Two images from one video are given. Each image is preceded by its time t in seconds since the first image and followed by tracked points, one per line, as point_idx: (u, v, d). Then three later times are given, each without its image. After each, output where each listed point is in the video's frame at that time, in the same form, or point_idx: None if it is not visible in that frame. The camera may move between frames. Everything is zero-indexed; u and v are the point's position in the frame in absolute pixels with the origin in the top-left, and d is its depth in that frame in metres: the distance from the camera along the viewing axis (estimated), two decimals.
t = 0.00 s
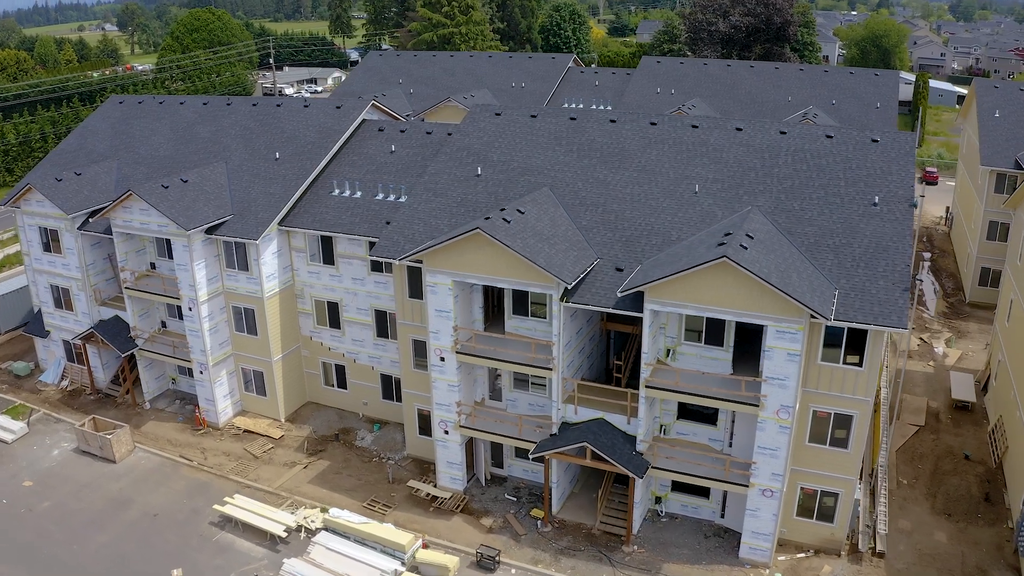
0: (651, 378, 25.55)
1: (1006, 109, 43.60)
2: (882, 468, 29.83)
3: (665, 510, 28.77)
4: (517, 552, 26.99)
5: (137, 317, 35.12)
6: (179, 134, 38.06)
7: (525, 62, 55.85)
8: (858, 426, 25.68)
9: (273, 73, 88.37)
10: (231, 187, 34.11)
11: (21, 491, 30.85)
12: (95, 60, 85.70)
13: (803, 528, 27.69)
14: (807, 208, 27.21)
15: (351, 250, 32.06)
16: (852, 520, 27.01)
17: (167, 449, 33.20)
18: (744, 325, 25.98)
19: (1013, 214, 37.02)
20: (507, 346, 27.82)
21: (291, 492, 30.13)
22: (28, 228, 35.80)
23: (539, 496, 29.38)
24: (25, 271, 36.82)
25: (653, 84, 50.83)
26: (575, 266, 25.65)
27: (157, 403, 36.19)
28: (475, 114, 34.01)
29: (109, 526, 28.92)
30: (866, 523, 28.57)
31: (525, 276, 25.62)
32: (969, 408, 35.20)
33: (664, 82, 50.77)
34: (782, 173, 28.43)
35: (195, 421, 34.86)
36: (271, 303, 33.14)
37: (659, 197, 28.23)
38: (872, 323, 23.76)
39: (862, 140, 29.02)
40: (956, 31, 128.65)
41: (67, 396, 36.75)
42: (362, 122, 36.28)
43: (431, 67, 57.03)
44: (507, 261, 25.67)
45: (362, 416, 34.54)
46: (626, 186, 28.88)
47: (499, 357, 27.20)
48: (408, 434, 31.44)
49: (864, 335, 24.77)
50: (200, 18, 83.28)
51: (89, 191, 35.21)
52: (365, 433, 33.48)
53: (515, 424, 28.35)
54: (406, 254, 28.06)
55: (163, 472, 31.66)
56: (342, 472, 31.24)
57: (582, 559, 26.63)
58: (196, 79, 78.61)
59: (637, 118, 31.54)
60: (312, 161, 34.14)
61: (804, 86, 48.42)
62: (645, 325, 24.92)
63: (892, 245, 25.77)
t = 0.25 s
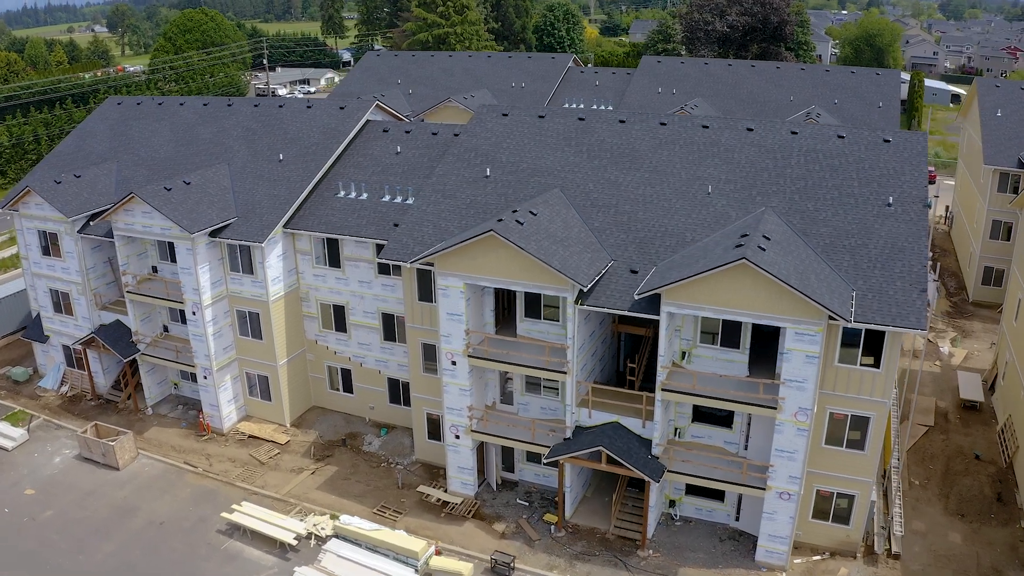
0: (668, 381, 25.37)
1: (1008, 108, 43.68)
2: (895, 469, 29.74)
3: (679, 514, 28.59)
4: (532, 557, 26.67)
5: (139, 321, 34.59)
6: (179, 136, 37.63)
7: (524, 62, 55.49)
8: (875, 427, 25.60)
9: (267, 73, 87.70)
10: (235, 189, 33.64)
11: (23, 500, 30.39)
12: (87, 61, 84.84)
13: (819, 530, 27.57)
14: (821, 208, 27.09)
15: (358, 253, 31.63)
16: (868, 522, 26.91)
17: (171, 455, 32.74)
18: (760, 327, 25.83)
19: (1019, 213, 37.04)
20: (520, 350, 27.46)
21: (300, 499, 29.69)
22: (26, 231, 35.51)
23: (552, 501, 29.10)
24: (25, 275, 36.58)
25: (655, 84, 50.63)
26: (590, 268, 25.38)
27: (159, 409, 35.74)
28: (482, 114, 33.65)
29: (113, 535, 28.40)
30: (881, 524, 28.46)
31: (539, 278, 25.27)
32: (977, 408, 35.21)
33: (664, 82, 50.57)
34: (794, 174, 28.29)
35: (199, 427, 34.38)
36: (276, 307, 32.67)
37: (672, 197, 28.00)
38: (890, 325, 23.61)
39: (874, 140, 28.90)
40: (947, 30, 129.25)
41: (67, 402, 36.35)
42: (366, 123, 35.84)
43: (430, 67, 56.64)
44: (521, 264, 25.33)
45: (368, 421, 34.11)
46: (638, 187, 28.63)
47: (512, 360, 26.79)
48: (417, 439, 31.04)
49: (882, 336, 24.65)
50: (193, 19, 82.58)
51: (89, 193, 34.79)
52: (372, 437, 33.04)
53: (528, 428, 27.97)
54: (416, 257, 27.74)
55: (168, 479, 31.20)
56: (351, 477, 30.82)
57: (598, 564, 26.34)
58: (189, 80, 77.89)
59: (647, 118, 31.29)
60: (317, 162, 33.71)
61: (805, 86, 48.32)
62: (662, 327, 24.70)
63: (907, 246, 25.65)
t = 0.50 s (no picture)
0: (685, 384, 25.24)
1: (1011, 107, 43.74)
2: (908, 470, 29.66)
3: (694, 517, 28.45)
4: (547, 563, 26.39)
5: (141, 325, 34.17)
6: (180, 137, 37.17)
7: (524, 62, 55.11)
8: (892, 429, 25.51)
9: (260, 74, 87.01)
10: (239, 191, 33.17)
11: (26, 508, 29.93)
12: (78, 62, 83.94)
13: (835, 532, 27.48)
14: (836, 209, 26.99)
15: (366, 255, 31.25)
16: (884, 524, 26.84)
17: (176, 461, 32.30)
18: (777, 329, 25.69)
19: None
20: (534, 353, 27.13)
21: (309, 505, 29.27)
22: (25, 235, 35.08)
23: (565, 505, 28.84)
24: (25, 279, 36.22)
25: (656, 83, 50.42)
26: (606, 270, 25.12)
27: (162, 414, 35.31)
28: (490, 114, 33.29)
29: (120, 543, 27.89)
30: (896, 525, 28.34)
31: (556, 280, 25.01)
32: (985, 408, 35.21)
33: (666, 81, 50.37)
34: (808, 174, 28.18)
35: (204, 432, 33.94)
36: (282, 309, 32.22)
37: (685, 198, 27.79)
38: (909, 326, 23.47)
39: (887, 140, 28.79)
40: (938, 29, 129.86)
41: (68, 407, 35.93)
42: (372, 123, 35.41)
43: (429, 67, 56.23)
44: (536, 266, 25.00)
45: (376, 425, 33.71)
46: (650, 187, 28.40)
47: (526, 364, 26.48)
48: (427, 443, 30.69)
49: (900, 337, 24.53)
50: (187, 19, 81.88)
51: (90, 196, 34.39)
52: (380, 442, 32.63)
53: (542, 432, 27.72)
54: (427, 260, 27.43)
55: (174, 486, 30.75)
56: (360, 483, 30.41)
57: (614, 569, 26.08)
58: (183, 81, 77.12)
59: (657, 118, 31.06)
60: (322, 164, 33.28)
61: (807, 85, 48.22)
62: (679, 330, 24.51)
63: (923, 246, 25.53)
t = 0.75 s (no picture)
0: (703, 387, 25.09)
1: (1013, 107, 43.80)
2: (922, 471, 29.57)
3: (709, 520, 28.36)
4: (563, 567, 26.11)
5: (144, 329, 33.77)
6: (182, 139, 36.70)
7: (524, 62, 54.76)
8: (910, 430, 25.44)
9: (254, 75, 86.31)
10: (244, 193, 32.69)
11: (29, 517, 29.45)
12: (69, 63, 83.12)
13: (852, 534, 27.46)
14: (851, 209, 26.88)
15: (374, 257, 30.86)
16: (901, 525, 26.82)
17: (181, 468, 31.84)
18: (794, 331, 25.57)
19: None
20: (548, 356, 26.68)
21: (318, 511, 28.82)
22: (26, 238, 34.87)
23: (579, 508, 28.59)
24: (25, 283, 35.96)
25: (658, 83, 50.22)
26: (622, 272, 24.87)
27: (165, 419, 34.88)
28: (498, 114, 32.91)
29: (126, 552, 27.39)
30: (912, 526, 28.25)
31: (571, 282, 24.63)
32: (994, 407, 35.21)
33: (668, 81, 50.17)
34: (821, 174, 28.06)
35: (209, 437, 33.49)
36: (289, 313, 31.75)
37: (699, 199, 27.59)
38: (929, 327, 23.31)
39: (899, 140, 28.66)
40: (930, 28, 130.41)
41: (70, 413, 35.60)
42: (377, 124, 35.00)
43: (428, 67, 55.82)
44: (552, 268, 24.66)
45: (384, 429, 33.29)
46: (663, 188, 28.17)
47: (541, 367, 26.13)
48: (437, 447, 30.33)
49: (918, 339, 24.48)
50: (181, 20, 81.17)
51: (91, 198, 34.07)
52: (389, 446, 32.20)
53: (556, 436, 27.38)
54: (438, 262, 27.10)
55: (180, 493, 30.28)
56: (369, 488, 30.00)
57: (631, 574, 25.83)
58: (177, 82, 76.36)
59: (668, 118, 30.81)
60: (328, 164, 32.84)
61: (809, 85, 48.08)
62: (697, 332, 24.31)
63: (940, 246, 25.39)
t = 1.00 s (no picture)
0: (721, 390, 24.97)
1: (1016, 106, 43.90)
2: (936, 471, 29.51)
3: (725, 523, 28.28)
4: (580, 573, 25.84)
5: (148, 333, 33.35)
6: (185, 140, 36.27)
7: (525, 61, 54.43)
8: (928, 432, 25.40)
9: (249, 75, 85.62)
10: (249, 194, 32.22)
11: (33, 525, 28.96)
12: (62, 64, 82.22)
13: (868, 536, 27.41)
14: (867, 210, 26.80)
15: (383, 259, 30.45)
16: (918, 527, 26.79)
17: (188, 474, 31.38)
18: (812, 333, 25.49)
19: None
20: (564, 359, 26.36)
21: (329, 518, 28.41)
22: (27, 241, 34.51)
23: (594, 513, 28.34)
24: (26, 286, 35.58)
25: (660, 83, 50.04)
26: (639, 275, 24.64)
27: (169, 424, 34.44)
28: (507, 114, 32.56)
29: (134, 560, 26.92)
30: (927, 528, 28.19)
31: (589, 285, 24.32)
32: (1003, 407, 35.23)
33: (671, 81, 49.98)
34: (836, 174, 27.94)
35: (215, 443, 33.05)
36: (296, 316, 31.31)
37: (714, 200, 27.42)
38: (948, 328, 23.17)
39: (912, 140, 28.55)
40: (922, 27, 130.91)
41: (72, 419, 35.22)
42: (383, 124, 34.59)
43: (428, 67, 55.43)
44: (569, 271, 24.34)
45: (392, 433, 32.90)
46: (677, 189, 27.97)
47: (556, 371, 25.82)
48: (448, 451, 29.99)
49: (937, 340, 24.46)
50: (175, 20, 80.43)
51: (93, 200, 33.68)
52: (398, 451, 31.80)
53: (571, 440, 27.04)
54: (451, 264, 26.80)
55: (187, 500, 29.82)
56: (380, 493, 29.61)
57: None
58: (172, 82, 75.70)
59: (680, 118, 30.59)
60: (335, 166, 32.41)
61: (812, 85, 47.97)
62: (716, 334, 24.16)
63: (957, 247, 25.27)
